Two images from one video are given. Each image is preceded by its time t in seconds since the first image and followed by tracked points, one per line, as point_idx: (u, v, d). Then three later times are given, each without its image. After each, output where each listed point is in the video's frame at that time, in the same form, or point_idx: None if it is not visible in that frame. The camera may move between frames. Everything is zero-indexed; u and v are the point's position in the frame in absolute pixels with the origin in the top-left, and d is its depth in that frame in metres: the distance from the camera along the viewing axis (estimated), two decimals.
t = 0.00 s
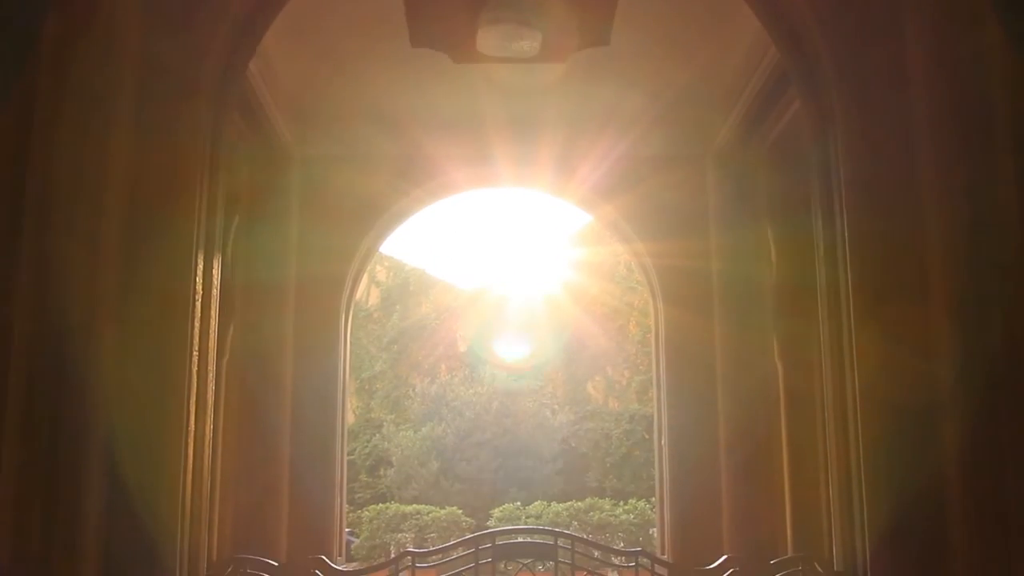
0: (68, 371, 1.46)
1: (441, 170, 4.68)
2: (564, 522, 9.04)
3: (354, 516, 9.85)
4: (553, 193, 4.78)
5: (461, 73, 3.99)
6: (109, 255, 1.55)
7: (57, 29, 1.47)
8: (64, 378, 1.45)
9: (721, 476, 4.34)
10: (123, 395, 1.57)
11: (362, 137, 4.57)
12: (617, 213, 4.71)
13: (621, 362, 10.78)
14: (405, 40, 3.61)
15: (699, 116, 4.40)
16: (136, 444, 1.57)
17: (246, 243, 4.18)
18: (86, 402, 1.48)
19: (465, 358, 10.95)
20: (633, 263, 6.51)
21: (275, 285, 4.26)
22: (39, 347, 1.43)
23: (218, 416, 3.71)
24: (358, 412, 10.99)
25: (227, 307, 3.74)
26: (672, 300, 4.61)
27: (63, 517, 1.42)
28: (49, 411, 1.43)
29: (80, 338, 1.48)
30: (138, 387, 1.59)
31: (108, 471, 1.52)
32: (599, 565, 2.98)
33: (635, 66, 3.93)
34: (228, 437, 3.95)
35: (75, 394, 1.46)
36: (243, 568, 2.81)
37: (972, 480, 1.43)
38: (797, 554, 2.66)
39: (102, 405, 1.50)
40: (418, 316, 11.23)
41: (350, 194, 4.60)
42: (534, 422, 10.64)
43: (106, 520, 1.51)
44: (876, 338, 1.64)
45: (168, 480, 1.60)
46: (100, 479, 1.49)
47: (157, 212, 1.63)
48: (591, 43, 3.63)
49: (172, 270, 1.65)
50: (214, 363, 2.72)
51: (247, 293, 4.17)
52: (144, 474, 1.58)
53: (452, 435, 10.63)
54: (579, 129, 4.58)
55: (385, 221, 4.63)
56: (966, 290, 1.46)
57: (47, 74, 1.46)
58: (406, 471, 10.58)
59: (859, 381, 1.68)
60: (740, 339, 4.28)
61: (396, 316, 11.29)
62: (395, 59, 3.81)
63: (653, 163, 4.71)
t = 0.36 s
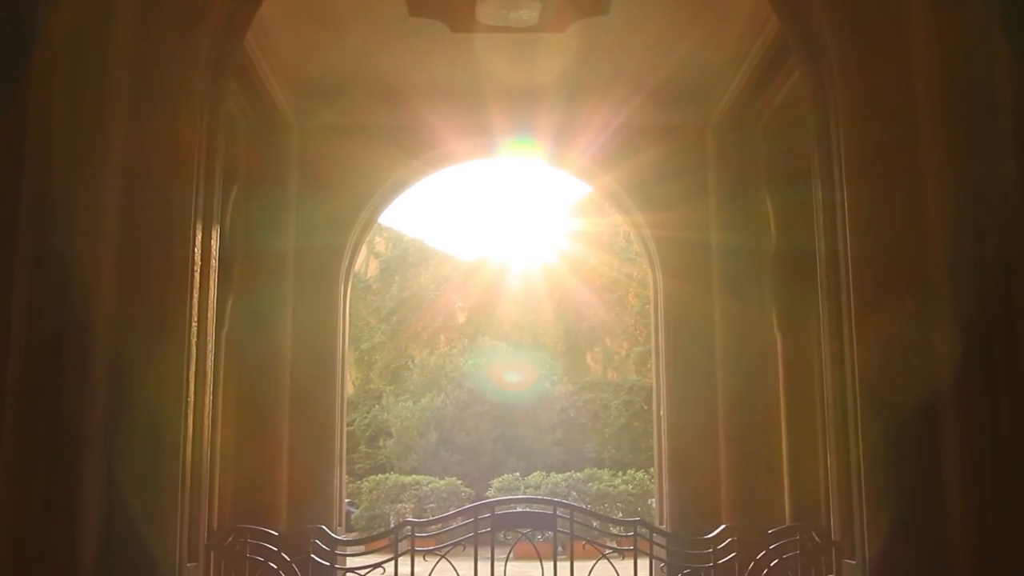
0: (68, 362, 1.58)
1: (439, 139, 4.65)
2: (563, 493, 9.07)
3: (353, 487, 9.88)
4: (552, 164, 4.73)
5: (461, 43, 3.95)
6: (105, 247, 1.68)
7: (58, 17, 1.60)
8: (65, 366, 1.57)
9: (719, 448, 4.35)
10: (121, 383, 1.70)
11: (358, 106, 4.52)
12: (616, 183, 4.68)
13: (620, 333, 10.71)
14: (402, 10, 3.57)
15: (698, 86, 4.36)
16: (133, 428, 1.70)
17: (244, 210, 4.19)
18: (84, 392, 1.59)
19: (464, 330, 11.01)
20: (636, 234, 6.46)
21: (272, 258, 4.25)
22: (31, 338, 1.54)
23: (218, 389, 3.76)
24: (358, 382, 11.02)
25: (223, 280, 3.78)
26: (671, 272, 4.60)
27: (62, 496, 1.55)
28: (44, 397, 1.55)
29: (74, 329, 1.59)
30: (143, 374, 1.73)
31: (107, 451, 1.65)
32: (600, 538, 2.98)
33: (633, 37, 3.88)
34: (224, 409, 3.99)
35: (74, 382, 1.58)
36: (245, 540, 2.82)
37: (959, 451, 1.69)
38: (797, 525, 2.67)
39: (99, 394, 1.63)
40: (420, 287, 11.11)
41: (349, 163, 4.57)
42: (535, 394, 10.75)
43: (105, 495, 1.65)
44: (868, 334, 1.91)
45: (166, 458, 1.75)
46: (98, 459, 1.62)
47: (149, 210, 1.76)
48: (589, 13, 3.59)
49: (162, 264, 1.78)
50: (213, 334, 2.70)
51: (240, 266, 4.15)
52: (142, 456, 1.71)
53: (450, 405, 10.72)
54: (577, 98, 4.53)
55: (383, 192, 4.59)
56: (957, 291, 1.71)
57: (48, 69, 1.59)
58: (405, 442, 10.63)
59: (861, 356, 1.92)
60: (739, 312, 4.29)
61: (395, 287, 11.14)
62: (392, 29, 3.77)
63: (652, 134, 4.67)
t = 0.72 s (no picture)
0: (75, 307, 2.37)
1: (438, 112, 4.62)
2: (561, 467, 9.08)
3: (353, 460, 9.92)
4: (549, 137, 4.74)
5: (461, 18, 3.93)
6: (100, 232, 2.44)
7: (48, 82, 2.41)
8: (71, 313, 2.37)
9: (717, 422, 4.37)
10: (121, 320, 2.45)
11: (355, 80, 4.47)
12: (617, 158, 4.65)
13: (619, 307, 10.72)
14: None
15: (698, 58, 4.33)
16: (137, 347, 2.45)
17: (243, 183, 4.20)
18: (87, 322, 2.38)
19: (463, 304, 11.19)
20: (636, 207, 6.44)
21: (270, 232, 4.26)
22: (42, 296, 2.35)
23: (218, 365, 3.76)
24: (358, 356, 11.10)
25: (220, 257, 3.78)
26: (670, 247, 4.58)
27: (66, 401, 2.34)
28: (50, 331, 2.34)
29: (79, 287, 2.39)
30: (134, 315, 2.46)
31: (112, 369, 2.43)
32: (598, 510, 2.98)
33: (632, 9, 3.84)
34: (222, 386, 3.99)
35: (80, 319, 2.38)
36: (245, 514, 2.82)
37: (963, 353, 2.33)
38: (795, 499, 2.68)
39: (99, 323, 2.41)
40: (417, 262, 11.12)
41: (347, 137, 4.54)
42: (535, 366, 10.59)
43: (110, 401, 2.41)
44: (865, 257, 2.47)
45: (166, 379, 2.47)
46: (103, 387, 2.41)
47: (147, 193, 2.51)
48: None
49: (161, 233, 2.51)
50: (209, 306, 2.72)
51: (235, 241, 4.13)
52: (137, 373, 2.45)
53: (450, 378, 10.66)
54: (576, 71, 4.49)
55: (381, 167, 4.57)
56: (964, 237, 2.36)
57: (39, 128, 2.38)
58: (404, 416, 10.63)
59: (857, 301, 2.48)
60: (738, 286, 4.31)
61: (395, 261, 11.16)
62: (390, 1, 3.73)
63: (653, 108, 4.64)
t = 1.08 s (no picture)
0: (73, 279, 2.39)
1: (437, 88, 4.58)
2: (561, 444, 9.12)
3: (353, 437, 9.98)
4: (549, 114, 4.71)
5: None
6: (99, 206, 2.45)
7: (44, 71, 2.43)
8: (68, 284, 2.39)
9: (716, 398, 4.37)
10: (120, 293, 2.44)
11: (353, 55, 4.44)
12: (617, 134, 4.63)
13: (618, 284, 10.95)
14: None
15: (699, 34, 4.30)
16: (137, 319, 2.44)
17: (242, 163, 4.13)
18: (84, 294, 2.40)
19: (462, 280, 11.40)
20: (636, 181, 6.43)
21: (269, 208, 4.25)
22: (41, 270, 2.37)
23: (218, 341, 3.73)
24: (358, 333, 11.22)
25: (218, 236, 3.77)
26: (670, 224, 4.57)
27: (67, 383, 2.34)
28: (49, 317, 2.34)
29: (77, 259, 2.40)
30: (132, 288, 2.45)
31: (111, 342, 2.42)
32: (598, 486, 2.98)
33: None
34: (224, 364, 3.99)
35: (76, 291, 2.39)
36: (246, 489, 2.77)
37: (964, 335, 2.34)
38: (794, 475, 2.63)
39: (97, 295, 2.41)
40: (416, 239, 11.59)
41: (346, 112, 4.52)
42: (534, 343, 10.57)
43: (109, 373, 2.41)
44: (867, 234, 2.43)
45: (164, 351, 2.44)
46: (101, 369, 2.40)
47: (144, 165, 2.50)
48: None
49: (162, 211, 2.48)
50: (208, 280, 2.69)
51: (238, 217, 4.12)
52: (136, 346, 2.43)
53: (449, 355, 10.49)
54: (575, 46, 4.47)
55: (381, 143, 4.55)
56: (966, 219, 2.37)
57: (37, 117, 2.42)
58: (404, 393, 10.50)
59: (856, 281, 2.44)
60: (738, 263, 4.32)
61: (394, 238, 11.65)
62: None
63: (653, 84, 4.61)
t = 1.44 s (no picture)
0: (73, 257, 2.40)
1: (437, 67, 4.55)
2: (561, 423, 9.15)
3: (353, 416, 10.04)
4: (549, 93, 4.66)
5: None
6: (98, 185, 2.45)
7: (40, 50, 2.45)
8: (68, 262, 2.39)
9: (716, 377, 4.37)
10: (119, 271, 2.44)
11: (351, 34, 4.41)
12: (617, 112, 4.60)
13: (618, 263, 10.96)
14: None
15: (700, 11, 4.26)
16: (137, 297, 2.43)
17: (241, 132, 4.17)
18: (84, 272, 2.40)
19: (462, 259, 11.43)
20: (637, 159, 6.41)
21: (267, 186, 4.23)
22: (42, 251, 2.38)
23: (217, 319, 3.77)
24: (357, 313, 11.28)
25: (218, 215, 3.76)
26: (669, 202, 4.56)
27: (66, 360, 2.36)
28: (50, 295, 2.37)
29: (77, 237, 2.40)
30: (132, 266, 2.43)
31: (111, 320, 2.42)
32: (598, 464, 2.99)
33: None
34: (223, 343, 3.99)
35: (76, 269, 2.40)
36: (247, 469, 2.74)
37: (963, 315, 2.34)
38: (793, 454, 2.63)
39: (98, 274, 2.41)
40: (416, 219, 11.56)
41: (345, 90, 4.49)
42: (533, 322, 10.59)
43: (109, 351, 2.41)
44: (868, 212, 2.41)
45: (164, 327, 2.42)
46: (100, 349, 2.40)
47: (142, 141, 2.47)
48: None
49: (162, 186, 2.46)
50: (208, 258, 2.66)
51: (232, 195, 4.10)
52: (136, 327, 2.42)
53: (449, 335, 10.50)
54: (575, 25, 4.44)
55: (380, 122, 4.53)
56: (966, 197, 2.36)
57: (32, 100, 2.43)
58: (404, 372, 10.55)
59: (856, 258, 2.42)
60: (738, 242, 4.33)
61: (394, 217, 11.65)
62: None
63: (653, 62, 4.58)
